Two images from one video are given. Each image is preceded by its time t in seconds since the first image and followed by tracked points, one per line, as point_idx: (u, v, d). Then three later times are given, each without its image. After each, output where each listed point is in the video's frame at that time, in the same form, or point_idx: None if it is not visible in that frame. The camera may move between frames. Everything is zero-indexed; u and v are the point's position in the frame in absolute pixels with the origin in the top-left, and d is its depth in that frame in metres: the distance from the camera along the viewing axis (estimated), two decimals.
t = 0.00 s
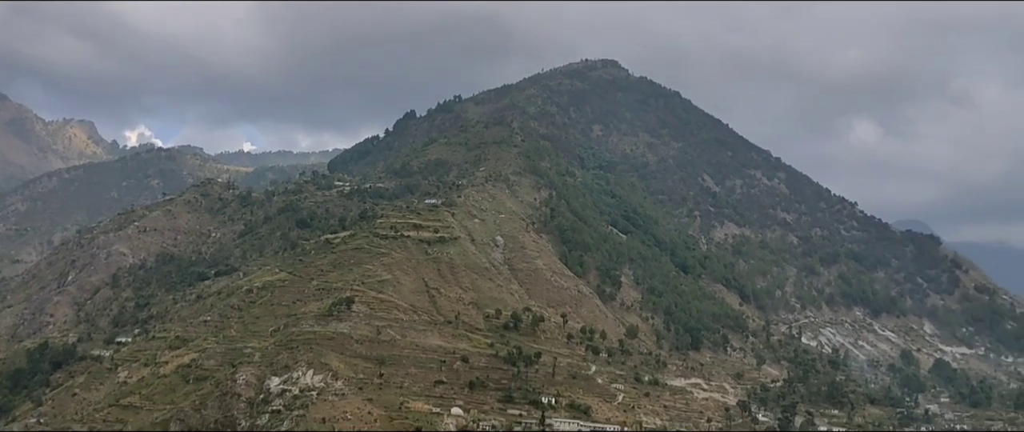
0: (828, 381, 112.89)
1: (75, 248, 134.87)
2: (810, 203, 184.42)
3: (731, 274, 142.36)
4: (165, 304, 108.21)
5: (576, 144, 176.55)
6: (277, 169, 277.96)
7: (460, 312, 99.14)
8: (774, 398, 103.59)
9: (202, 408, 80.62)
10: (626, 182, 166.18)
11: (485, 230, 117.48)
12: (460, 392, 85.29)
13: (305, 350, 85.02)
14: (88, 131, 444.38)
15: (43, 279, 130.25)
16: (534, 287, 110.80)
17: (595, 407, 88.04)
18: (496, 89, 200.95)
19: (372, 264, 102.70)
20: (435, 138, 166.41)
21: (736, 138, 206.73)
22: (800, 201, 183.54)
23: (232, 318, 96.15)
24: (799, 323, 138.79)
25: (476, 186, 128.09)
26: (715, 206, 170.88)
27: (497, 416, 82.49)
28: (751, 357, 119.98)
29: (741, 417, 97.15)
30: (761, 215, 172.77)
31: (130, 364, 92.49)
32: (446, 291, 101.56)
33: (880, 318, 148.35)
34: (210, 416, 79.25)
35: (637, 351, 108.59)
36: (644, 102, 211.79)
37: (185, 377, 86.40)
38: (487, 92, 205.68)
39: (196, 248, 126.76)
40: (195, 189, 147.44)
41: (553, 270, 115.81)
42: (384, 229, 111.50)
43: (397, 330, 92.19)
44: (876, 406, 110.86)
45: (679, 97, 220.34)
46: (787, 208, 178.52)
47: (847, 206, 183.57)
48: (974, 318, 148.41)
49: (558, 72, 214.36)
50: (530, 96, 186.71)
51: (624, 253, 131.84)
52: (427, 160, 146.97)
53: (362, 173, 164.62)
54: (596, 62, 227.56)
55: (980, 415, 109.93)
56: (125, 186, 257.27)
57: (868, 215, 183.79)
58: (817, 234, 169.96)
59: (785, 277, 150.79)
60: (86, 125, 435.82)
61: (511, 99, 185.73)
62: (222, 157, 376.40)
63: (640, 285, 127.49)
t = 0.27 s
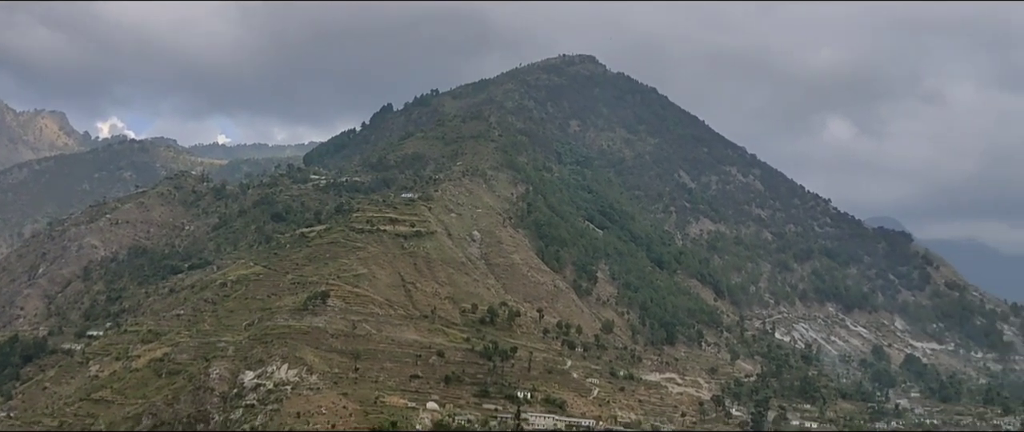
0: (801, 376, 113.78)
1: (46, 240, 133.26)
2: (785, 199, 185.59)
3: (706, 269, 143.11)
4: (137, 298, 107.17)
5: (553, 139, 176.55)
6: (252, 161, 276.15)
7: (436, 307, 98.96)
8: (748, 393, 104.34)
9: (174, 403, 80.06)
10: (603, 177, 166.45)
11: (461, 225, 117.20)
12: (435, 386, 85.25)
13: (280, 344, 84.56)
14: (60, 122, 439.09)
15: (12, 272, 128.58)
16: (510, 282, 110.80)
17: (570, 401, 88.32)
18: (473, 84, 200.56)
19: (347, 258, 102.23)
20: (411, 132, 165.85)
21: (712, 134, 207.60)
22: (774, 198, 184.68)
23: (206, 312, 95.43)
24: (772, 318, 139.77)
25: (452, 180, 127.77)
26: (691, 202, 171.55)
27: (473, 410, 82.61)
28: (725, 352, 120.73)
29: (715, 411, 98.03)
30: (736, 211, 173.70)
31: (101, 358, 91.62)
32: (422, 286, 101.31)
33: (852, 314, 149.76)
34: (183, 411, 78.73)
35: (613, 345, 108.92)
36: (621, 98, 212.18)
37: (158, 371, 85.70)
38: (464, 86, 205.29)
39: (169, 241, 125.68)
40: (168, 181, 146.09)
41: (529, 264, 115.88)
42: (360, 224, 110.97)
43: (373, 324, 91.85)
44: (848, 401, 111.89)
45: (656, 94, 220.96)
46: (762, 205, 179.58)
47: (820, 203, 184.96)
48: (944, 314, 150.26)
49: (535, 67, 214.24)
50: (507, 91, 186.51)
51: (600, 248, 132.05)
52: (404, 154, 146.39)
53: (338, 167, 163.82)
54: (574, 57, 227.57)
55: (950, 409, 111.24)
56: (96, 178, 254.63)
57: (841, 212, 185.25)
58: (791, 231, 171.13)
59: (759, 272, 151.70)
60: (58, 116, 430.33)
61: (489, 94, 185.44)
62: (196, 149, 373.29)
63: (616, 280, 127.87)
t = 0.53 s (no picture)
0: (767, 369, 114.83)
1: (7, 230, 131.08)
2: (753, 194, 186.91)
3: (675, 262, 143.84)
4: (101, 289, 105.81)
5: (524, 132, 176.39)
6: (219, 152, 273.56)
7: (406, 299, 98.58)
8: (715, 385, 105.16)
9: (139, 395, 79.18)
10: (573, 171, 166.66)
11: (431, 218, 116.73)
12: (404, 379, 85.01)
13: (247, 337, 83.81)
14: (23, 110, 432.17)
15: None
16: (480, 275, 110.65)
17: (540, 394, 88.50)
18: (445, 76, 199.77)
19: (316, 250, 101.50)
20: (382, 124, 164.96)
21: (682, 129, 208.50)
22: (742, 192, 185.96)
23: (172, 303, 94.39)
24: (740, 312, 140.89)
25: (423, 173, 127.23)
26: (661, 196, 172.25)
27: (442, 403, 82.54)
28: (693, 345, 121.56)
29: (682, 404, 98.82)
30: (705, 205, 174.69)
31: (64, 350, 90.36)
32: (392, 278, 100.86)
33: (818, 307, 151.30)
34: (148, 404, 77.90)
35: (582, 338, 109.16)
36: (592, 91, 212.40)
37: (122, 363, 84.67)
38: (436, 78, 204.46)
39: (135, 232, 124.14)
40: (134, 172, 144.15)
41: (500, 257, 115.78)
42: (329, 215, 110.17)
43: (342, 317, 91.32)
44: (813, 394, 113.11)
45: (627, 88, 221.47)
46: (731, 199, 180.72)
47: (788, 198, 186.43)
48: (907, 308, 152.35)
49: (507, 60, 213.78)
50: (479, 84, 186.02)
51: (570, 241, 132.15)
52: (374, 145, 145.50)
53: (308, 159, 162.60)
54: (545, 51, 227.30)
55: (912, 402, 112.82)
56: (60, 167, 250.96)
57: (808, 206, 186.93)
58: (759, 225, 172.42)
59: (727, 266, 152.76)
60: (22, 105, 422.93)
61: (460, 86, 184.83)
62: (163, 139, 369.15)
63: (586, 273, 128.13)
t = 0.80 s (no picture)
0: (736, 362, 115.69)
1: None
2: (723, 188, 188.03)
3: (646, 256, 144.31)
4: (67, 280, 104.43)
5: (496, 125, 176.08)
6: (187, 142, 270.87)
7: (376, 292, 98.17)
8: (685, 378, 105.78)
9: (105, 388, 78.30)
10: (546, 164, 166.69)
11: (403, 210, 116.15)
12: (375, 372, 84.70)
13: (216, 329, 83.05)
14: None
15: None
16: (452, 268, 110.44)
17: (511, 387, 88.54)
18: (417, 67, 198.90)
19: (286, 242, 100.75)
20: (354, 115, 163.97)
21: (654, 123, 209.20)
22: (713, 187, 187.01)
23: (139, 295, 93.34)
24: (709, 305, 141.81)
25: (395, 165, 126.60)
26: (633, 190, 172.75)
27: (413, 396, 82.38)
28: (663, 338, 122.22)
29: (652, 396, 99.36)
30: (676, 200, 175.46)
31: (28, 343, 89.11)
32: (362, 271, 100.35)
33: (786, 301, 152.60)
34: (114, 397, 77.07)
35: (553, 331, 109.33)
36: (565, 85, 212.45)
37: (88, 356, 83.65)
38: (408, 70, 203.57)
39: (101, 223, 122.56)
40: (100, 162, 142.22)
41: (471, 250, 115.59)
42: (300, 207, 109.34)
43: (312, 309, 90.77)
44: (781, 387, 114.13)
45: (600, 82, 221.78)
46: (701, 193, 181.67)
47: (758, 192, 187.72)
48: (873, 302, 154.16)
49: (480, 52, 213.28)
50: (452, 76, 185.40)
51: (542, 234, 132.12)
52: (345, 137, 144.55)
53: (278, 150, 161.37)
54: (518, 44, 226.93)
55: (878, 395, 114.18)
56: (24, 156, 247.17)
57: (778, 201, 188.36)
58: (729, 219, 173.53)
59: (697, 260, 153.60)
60: None
61: (433, 78, 184.13)
62: (130, 128, 364.88)
63: (557, 266, 128.25)
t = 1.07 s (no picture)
0: (708, 355, 116.36)
1: None
2: (696, 183, 188.87)
3: (620, 250, 144.60)
4: (33, 272, 103.03)
5: (471, 118, 175.59)
6: (157, 133, 268.02)
7: (349, 285, 97.65)
8: (657, 371, 106.20)
9: (73, 382, 77.41)
10: (520, 157, 166.52)
11: (377, 203, 115.46)
12: (347, 365, 84.29)
13: (186, 322, 82.22)
14: None
15: None
16: (426, 261, 110.07)
17: (484, 380, 88.42)
18: (391, 60, 197.84)
19: (258, 235, 99.88)
20: (327, 107, 162.85)
21: (628, 118, 209.64)
22: (686, 182, 187.78)
23: (107, 288, 92.25)
24: (682, 299, 142.50)
25: (368, 157, 125.87)
26: (607, 184, 173.01)
27: (386, 389, 82.09)
28: (636, 331, 122.67)
29: (625, 389, 99.70)
30: (649, 194, 175.97)
31: None
32: (335, 263, 99.73)
33: (757, 295, 153.65)
34: (82, 390, 76.22)
35: (527, 325, 109.35)
36: (540, 79, 212.25)
37: (56, 349, 82.64)
38: (383, 62, 202.47)
39: (68, 214, 120.97)
40: (68, 152, 140.30)
41: (445, 244, 115.22)
42: (272, 200, 108.43)
43: (284, 302, 90.13)
44: (752, 380, 114.95)
45: (574, 76, 221.86)
46: (674, 188, 182.38)
47: (730, 187, 188.77)
48: (843, 296, 155.68)
49: (455, 45, 212.56)
50: (426, 68, 184.58)
51: (516, 228, 131.92)
52: (319, 129, 143.49)
53: (250, 141, 160.04)
54: (493, 37, 226.31)
55: (847, 388, 115.31)
56: None
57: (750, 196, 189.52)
58: (702, 214, 174.38)
59: (670, 254, 154.19)
60: None
61: (407, 70, 183.23)
62: (98, 119, 360.45)
63: (531, 260, 128.25)
